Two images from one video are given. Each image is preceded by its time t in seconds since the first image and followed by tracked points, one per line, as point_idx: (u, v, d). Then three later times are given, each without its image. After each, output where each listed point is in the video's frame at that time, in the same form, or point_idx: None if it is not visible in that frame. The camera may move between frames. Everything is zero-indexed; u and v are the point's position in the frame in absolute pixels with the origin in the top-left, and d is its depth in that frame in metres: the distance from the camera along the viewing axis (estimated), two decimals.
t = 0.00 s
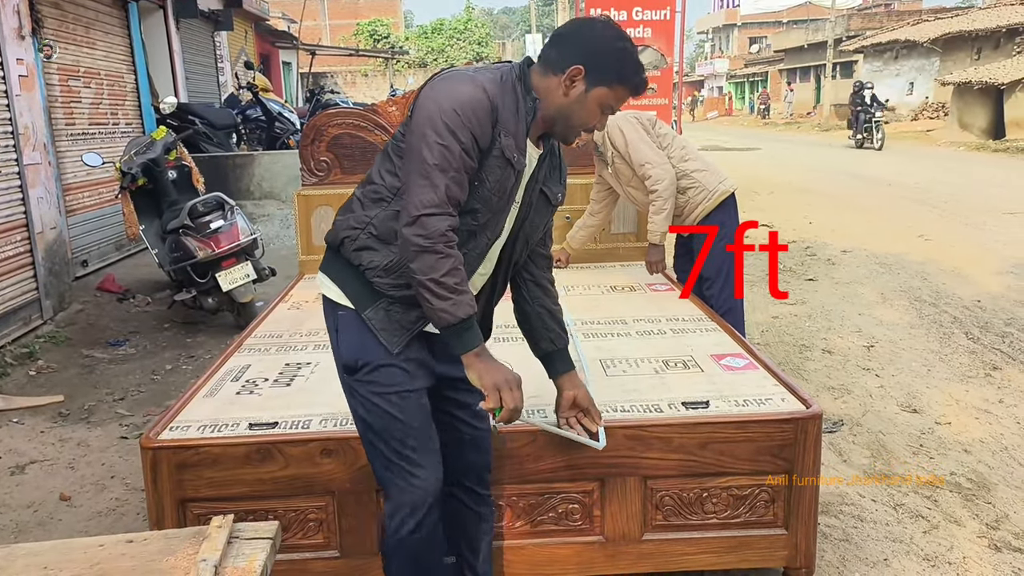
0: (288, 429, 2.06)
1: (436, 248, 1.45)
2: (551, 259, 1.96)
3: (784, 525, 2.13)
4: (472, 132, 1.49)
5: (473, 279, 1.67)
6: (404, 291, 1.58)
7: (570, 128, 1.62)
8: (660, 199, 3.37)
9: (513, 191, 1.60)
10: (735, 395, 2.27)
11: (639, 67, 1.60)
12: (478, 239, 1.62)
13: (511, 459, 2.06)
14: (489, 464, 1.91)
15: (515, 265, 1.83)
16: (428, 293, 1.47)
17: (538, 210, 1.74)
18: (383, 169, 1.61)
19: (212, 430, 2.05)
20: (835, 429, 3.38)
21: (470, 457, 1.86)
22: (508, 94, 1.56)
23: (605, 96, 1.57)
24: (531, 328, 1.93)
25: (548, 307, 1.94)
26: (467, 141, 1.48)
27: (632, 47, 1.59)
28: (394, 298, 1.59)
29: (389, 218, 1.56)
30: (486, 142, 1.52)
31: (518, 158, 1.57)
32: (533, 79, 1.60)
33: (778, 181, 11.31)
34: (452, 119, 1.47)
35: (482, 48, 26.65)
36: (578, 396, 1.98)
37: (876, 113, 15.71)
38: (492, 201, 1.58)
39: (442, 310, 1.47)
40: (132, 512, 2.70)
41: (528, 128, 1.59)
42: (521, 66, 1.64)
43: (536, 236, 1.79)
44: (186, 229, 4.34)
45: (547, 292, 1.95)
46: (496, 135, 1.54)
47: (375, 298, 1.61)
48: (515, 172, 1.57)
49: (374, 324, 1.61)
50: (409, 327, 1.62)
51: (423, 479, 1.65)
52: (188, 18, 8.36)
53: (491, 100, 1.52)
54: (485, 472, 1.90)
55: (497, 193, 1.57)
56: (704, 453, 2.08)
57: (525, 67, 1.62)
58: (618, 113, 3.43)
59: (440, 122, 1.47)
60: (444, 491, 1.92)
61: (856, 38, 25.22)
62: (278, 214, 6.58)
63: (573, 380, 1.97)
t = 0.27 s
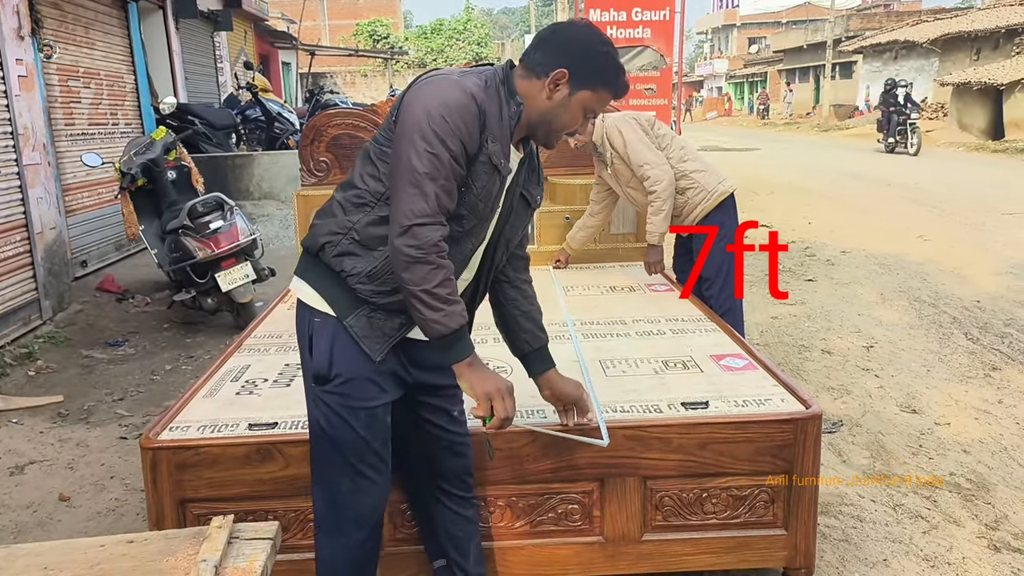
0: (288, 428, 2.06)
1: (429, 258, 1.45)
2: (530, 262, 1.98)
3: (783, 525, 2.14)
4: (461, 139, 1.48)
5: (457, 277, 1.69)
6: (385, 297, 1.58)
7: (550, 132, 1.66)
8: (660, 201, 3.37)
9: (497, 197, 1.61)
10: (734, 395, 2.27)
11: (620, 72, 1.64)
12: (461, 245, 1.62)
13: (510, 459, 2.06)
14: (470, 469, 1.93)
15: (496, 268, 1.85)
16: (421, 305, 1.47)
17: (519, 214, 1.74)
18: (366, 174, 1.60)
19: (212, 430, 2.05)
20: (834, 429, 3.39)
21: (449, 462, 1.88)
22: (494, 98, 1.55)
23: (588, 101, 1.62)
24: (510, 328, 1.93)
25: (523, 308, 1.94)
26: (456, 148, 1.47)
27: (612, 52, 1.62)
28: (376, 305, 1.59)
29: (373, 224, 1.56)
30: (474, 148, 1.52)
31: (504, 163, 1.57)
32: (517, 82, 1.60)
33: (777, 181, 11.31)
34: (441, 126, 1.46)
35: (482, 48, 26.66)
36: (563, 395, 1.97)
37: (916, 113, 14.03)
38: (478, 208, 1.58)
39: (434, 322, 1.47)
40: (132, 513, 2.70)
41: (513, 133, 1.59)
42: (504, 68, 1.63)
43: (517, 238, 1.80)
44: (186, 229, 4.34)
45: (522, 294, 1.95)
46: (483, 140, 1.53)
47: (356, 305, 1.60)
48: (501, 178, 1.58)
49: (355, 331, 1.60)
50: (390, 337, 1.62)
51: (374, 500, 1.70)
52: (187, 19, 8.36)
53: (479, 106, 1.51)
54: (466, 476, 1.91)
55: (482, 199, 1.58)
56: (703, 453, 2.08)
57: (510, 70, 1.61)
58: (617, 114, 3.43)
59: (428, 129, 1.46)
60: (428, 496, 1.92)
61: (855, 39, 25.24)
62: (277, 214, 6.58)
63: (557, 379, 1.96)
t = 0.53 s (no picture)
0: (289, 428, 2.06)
1: (421, 263, 1.46)
2: (519, 261, 1.98)
3: (784, 525, 2.14)
4: (435, 141, 1.48)
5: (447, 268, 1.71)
6: (365, 301, 1.58)
7: (527, 129, 1.64)
8: (660, 201, 3.37)
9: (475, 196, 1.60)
10: (734, 395, 2.27)
11: (596, 66, 1.59)
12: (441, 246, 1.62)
13: (510, 459, 2.06)
14: (456, 471, 1.94)
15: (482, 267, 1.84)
16: (416, 309, 1.47)
17: (501, 213, 1.74)
18: (340, 178, 1.60)
19: (213, 431, 2.05)
20: (834, 429, 3.39)
21: (435, 465, 1.89)
22: (466, 97, 1.54)
23: (564, 98, 1.58)
24: (512, 328, 1.96)
25: (514, 308, 1.96)
26: (431, 150, 1.47)
27: (588, 46, 1.58)
28: (354, 310, 1.59)
29: (348, 227, 1.56)
30: (448, 150, 1.52)
31: (479, 163, 1.56)
32: (490, 81, 1.59)
33: (776, 181, 11.32)
34: (415, 130, 1.46)
35: (481, 48, 26.66)
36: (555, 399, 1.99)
37: (961, 114, 12.96)
38: (458, 209, 1.58)
39: (434, 325, 1.47)
40: (132, 513, 2.70)
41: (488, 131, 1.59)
42: (476, 66, 1.62)
43: (499, 237, 1.79)
44: (186, 229, 4.34)
45: (513, 293, 1.97)
46: (457, 141, 1.53)
47: (333, 308, 1.59)
48: (477, 178, 1.57)
49: (331, 335, 1.60)
50: (370, 341, 1.62)
51: (361, 502, 1.70)
52: (187, 19, 8.36)
53: (450, 106, 1.51)
54: (453, 478, 1.93)
55: (458, 201, 1.57)
56: (704, 453, 2.08)
57: (481, 68, 1.60)
58: (616, 114, 3.43)
59: (401, 133, 1.46)
60: (418, 502, 1.94)
61: (854, 38, 25.24)
62: (276, 215, 6.57)
63: (554, 381, 1.98)
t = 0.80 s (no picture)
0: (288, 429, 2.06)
1: (417, 260, 1.46)
2: (520, 258, 1.99)
3: (783, 524, 2.14)
4: (426, 138, 1.49)
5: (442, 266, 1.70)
6: (362, 298, 1.58)
7: (521, 126, 1.62)
8: (660, 202, 3.38)
9: (469, 193, 1.60)
10: (733, 395, 2.27)
11: (590, 61, 1.58)
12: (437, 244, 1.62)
13: (510, 460, 2.07)
14: (451, 472, 1.94)
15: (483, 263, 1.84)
16: (413, 306, 1.47)
17: (498, 209, 1.74)
18: (334, 178, 1.60)
19: (212, 431, 2.05)
20: (834, 429, 3.39)
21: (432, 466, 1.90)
22: (456, 94, 1.55)
23: (558, 95, 1.57)
24: (516, 326, 1.97)
25: (517, 306, 1.97)
26: (423, 148, 1.48)
27: (581, 42, 1.56)
28: (352, 308, 1.59)
29: (343, 227, 1.56)
30: (439, 146, 1.52)
31: (471, 159, 1.56)
32: (482, 78, 1.59)
33: (776, 181, 11.31)
34: (406, 128, 1.47)
35: (481, 48, 26.66)
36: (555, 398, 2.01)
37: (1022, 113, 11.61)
38: (453, 206, 1.59)
39: (433, 321, 1.48)
40: (132, 513, 2.71)
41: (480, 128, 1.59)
42: (467, 64, 1.62)
43: (497, 235, 1.80)
44: (186, 230, 4.34)
45: (516, 291, 1.97)
46: (449, 138, 1.53)
47: (330, 307, 1.60)
48: (470, 174, 1.57)
49: (329, 334, 1.60)
50: (368, 339, 1.62)
51: (361, 501, 1.71)
52: (186, 19, 8.36)
53: (441, 104, 1.51)
54: (447, 479, 1.94)
55: (451, 197, 1.57)
56: (703, 453, 2.09)
57: (472, 66, 1.61)
58: (616, 115, 3.44)
59: (392, 132, 1.46)
60: (414, 503, 1.95)
61: (854, 38, 25.24)
62: (276, 214, 6.57)
63: (556, 379, 2.00)
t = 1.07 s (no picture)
0: (287, 429, 2.06)
1: (416, 256, 1.46)
2: (525, 256, 2.00)
3: (782, 524, 2.14)
4: (427, 134, 1.49)
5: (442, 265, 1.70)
6: (366, 294, 1.58)
7: (518, 113, 1.61)
8: (660, 202, 3.37)
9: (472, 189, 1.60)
10: (732, 395, 2.27)
11: (582, 38, 1.55)
12: (439, 240, 1.62)
13: (508, 460, 2.07)
14: (450, 471, 1.95)
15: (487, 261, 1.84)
16: (412, 302, 1.48)
17: (502, 206, 1.74)
18: (338, 175, 1.61)
19: (211, 431, 2.05)
20: (833, 429, 3.39)
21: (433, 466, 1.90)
22: (458, 90, 1.55)
23: (551, 71, 1.54)
24: (519, 324, 1.97)
25: (520, 304, 1.97)
26: (423, 144, 1.48)
27: (571, 21, 1.55)
28: (357, 305, 1.59)
29: (347, 223, 1.57)
30: (440, 143, 1.52)
31: (473, 155, 1.56)
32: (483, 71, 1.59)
33: (776, 181, 11.31)
34: (407, 124, 1.47)
35: (480, 48, 26.66)
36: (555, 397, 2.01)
37: None
38: (455, 202, 1.58)
39: (431, 316, 1.48)
40: (131, 513, 2.71)
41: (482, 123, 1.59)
42: (469, 59, 1.62)
43: (501, 232, 1.79)
44: (184, 230, 4.32)
45: (519, 289, 1.97)
46: (450, 134, 1.53)
47: (336, 304, 1.60)
48: (471, 170, 1.57)
49: (333, 330, 1.60)
50: (372, 336, 1.62)
51: (361, 498, 1.70)
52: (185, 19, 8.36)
53: (442, 100, 1.51)
54: (446, 478, 1.94)
55: (453, 193, 1.57)
56: (702, 453, 2.09)
57: (474, 61, 1.61)
58: (614, 115, 3.44)
59: (393, 128, 1.47)
60: (413, 502, 1.94)
61: (853, 39, 25.25)
62: (275, 215, 6.58)
63: (557, 378, 2.00)
